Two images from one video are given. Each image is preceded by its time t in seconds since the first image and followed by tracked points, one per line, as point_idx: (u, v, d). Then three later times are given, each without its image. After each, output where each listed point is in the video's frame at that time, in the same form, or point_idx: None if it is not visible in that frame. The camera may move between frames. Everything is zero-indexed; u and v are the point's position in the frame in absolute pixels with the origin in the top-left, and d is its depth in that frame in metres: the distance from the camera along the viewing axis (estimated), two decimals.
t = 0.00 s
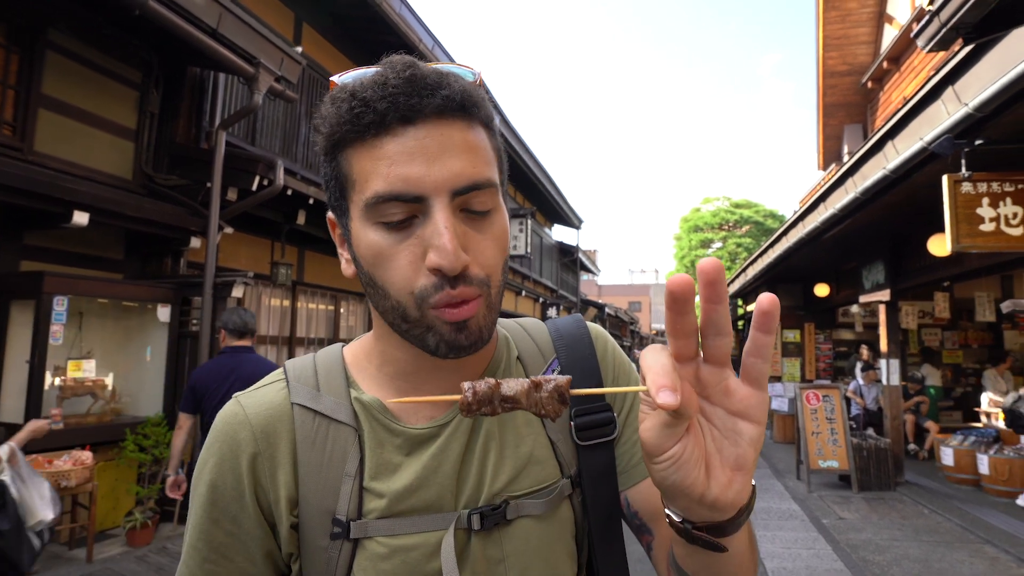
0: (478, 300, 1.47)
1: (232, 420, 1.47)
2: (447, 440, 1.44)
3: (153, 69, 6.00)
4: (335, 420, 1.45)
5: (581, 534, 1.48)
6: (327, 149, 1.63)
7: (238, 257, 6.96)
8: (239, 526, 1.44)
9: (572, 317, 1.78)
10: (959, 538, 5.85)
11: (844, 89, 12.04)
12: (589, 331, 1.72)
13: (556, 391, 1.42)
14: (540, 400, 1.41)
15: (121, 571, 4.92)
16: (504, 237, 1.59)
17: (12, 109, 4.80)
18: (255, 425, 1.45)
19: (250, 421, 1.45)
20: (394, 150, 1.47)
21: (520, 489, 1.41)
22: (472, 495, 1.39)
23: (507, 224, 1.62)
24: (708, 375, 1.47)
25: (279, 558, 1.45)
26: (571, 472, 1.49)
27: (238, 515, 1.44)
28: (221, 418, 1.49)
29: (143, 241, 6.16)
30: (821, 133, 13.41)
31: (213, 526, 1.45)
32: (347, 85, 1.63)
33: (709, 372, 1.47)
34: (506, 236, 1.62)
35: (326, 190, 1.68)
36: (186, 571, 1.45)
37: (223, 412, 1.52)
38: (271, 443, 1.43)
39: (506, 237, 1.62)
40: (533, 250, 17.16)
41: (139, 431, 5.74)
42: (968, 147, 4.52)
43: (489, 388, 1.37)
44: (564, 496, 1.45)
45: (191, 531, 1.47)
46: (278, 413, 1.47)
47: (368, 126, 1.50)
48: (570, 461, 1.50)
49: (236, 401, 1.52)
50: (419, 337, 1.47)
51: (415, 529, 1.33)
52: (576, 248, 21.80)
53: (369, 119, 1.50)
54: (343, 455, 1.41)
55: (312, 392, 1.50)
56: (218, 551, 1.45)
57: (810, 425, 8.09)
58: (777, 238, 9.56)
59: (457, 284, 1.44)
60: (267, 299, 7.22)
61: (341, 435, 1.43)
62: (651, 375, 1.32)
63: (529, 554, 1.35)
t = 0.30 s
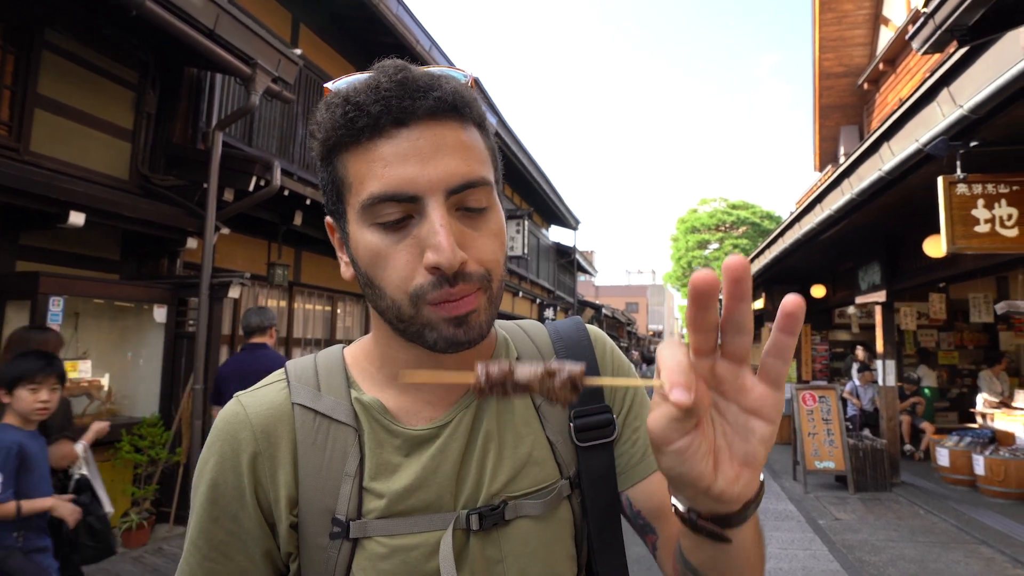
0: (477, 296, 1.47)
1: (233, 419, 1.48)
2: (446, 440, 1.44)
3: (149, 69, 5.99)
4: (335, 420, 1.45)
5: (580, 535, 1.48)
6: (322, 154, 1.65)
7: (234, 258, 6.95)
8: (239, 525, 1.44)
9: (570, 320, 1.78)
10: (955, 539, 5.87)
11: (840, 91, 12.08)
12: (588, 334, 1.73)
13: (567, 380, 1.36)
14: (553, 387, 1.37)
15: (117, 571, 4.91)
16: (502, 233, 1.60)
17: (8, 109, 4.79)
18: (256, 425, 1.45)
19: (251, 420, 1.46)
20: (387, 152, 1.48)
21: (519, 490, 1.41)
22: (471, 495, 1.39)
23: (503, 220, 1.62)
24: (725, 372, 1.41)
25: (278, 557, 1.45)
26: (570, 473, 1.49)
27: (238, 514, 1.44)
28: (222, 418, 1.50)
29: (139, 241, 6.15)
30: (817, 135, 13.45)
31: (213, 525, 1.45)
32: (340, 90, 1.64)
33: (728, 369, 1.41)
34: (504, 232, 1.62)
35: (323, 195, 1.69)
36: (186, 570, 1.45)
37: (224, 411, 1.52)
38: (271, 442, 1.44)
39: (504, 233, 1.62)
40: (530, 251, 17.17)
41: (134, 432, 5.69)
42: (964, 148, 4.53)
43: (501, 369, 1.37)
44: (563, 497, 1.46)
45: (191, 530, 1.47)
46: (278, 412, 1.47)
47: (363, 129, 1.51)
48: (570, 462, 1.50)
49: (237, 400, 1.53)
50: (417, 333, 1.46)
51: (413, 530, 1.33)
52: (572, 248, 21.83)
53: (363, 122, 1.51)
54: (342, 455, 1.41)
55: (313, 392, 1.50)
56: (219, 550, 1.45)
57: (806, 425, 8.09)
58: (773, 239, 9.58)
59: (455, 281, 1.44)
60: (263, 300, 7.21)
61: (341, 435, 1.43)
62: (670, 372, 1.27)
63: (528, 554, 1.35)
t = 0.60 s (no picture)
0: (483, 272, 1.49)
1: (231, 414, 1.48)
2: (444, 436, 1.45)
3: (147, 69, 5.98)
4: (333, 417, 1.46)
5: (578, 533, 1.48)
6: (327, 140, 1.66)
7: (233, 258, 6.95)
8: (236, 520, 1.44)
9: (570, 318, 1.79)
10: (951, 539, 5.88)
11: (838, 92, 12.10)
12: (589, 331, 1.73)
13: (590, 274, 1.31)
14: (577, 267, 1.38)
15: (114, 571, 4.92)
16: (502, 214, 1.64)
17: (5, 109, 4.79)
18: (254, 420, 1.45)
19: (249, 415, 1.46)
20: (396, 130, 1.51)
21: (517, 488, 1.41)
22: (469, 492, 1.39)
23: (502, 204, 1.67)
24: (755, 295, 1.31)
25: (276, 553, 1.45)
26: (568, 470, 1.49)
27: (235, 509, 1.44)
28: (220, 412, 1.50)
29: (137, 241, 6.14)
30: (815, 136, 13.47)
31: (211, 520, 1.44)
32: (344, 79, 1.67)
33: (760, 292, 1.31)
34: (504, 216, 1.67)
35: (325, 185, 1.70)
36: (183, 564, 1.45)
37: (222, 406, 1.52)
38: (269, 437, 1.44)
39: (503, 217, 1.67)
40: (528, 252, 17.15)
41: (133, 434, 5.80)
42: (961, 150, 4.54)
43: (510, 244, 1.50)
44: (562, 495, 1.46)
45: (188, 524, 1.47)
46: (277, 408, 1.47)
47: (371, 109, 1.54)
48: (569, 460, 1.50)
49: (236, 395, 1.53)
50: (425, 313, 1.46)
51: (410, 527, 1.33)
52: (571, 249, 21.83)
53: (372, 102, 1.54)
54: (340, 452, 1.41)
55: (311, 389, 1.50)
56: (216, 544, 1.44)
57: (804, 426, 8.11)
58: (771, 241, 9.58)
59: (462, 253, 1.45)
60: (261, 300, 7.21)
61: (339, 432, 1.43)
62: (691, 281, 1.20)
63: (525, 552, 1.35)
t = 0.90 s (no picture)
0: (480, 272, 1.50)
1: (228, 413, 1.48)
2: (442, 435, 1.45)
3: (146, 69, 5.98)
4: (331, 417, 1.46)
5: (575, 532, 1.48)
6: (325, 141, 1.66)
7: (232, 258, 6.95)
8: (234, 521, 1.45)
9: (568, 316, 1.79)
10: (950, 538, 5.89)
11: (837, 92, 12.11)
12: (587, 329, 1.74)
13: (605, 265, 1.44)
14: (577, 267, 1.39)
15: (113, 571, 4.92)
16: (499, 214, 1.65)
17: (4, 109, 4.79)
18: (251, 420, 1.46)
19: (246, 415, 1.46)
20: (394, 130, 1.51)
21: (515, 486, 1.42)
22: (467, 491, 1.40)
23: (499, 204, 1.67)
24: (757, 278, 1.33)
25: (274, 552, 1.45)
26: (566, 468, 1.49)
27: (233, 510, 1.44)
28: (218, 411, 1.50)
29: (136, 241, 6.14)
30: (813, 136, 13.48)
31: (208, 520, 1.45)
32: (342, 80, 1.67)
33: (761, 275, 1.33)
34: (500, 216, 1.67)
35: (323, 184, 1.71)
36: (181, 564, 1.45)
37: (219, 406, 1.52)
38: (267, 437, 1.44)
39: (500, 216, 1.67)
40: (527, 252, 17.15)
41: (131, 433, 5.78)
42: (959, 149, 4.54)
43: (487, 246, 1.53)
44: (559, 493, 1.46)
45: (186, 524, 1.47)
46: (274, 407, 1.48)
47: (369, 109, 1.54)
48: (566, 459, 1.50)
49: (233, 394, 1.53)
50: (421, 312, 1.46)
51: (407, 526, 1.34)
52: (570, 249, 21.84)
53: (370, 103, 1.55)
54: (337, 452, 1.42)
55: (309, 389, 1.50)
56: (215, 545, 1.45)
57: (803, 425, 8.11)
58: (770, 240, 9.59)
59: (459, 251, 1.47)
60: (261, 299, 7.21)
61: (336, 432, 1.44)
62: (696, 264, 1.22)
63: (523, 551, 1.36)
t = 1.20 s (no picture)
0: (471, 279, 1.51)
1: (221, 422, 1.49)
2: (436, 440, 1.46)
3: (145, 71, 6.00)
4: (324, 423, 1.47)
5: (571, 536, 1.49)
6: (315, 148, 1.67)
7: (231, 260, 6.96)
8: (230, 528, 1.45)
9: (563, 321, 1.82)
10: (949, 538, 5.90)
11: (835, 93, 12.13)
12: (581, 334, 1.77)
13: (631, 394, 1.43)
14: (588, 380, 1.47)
15: (112, 572, 4.92)
16: (489, 219, 1.66)
17: (4, 111, 4.80)
18: (246, 428, 1.47)
19: (240, 423, 1.47)
20: (384, 138, 1.52)
21: (510, 490, 1.43)
22: (462, 495, 1.41)
23: (490, 209, 1.68)
24: (803, 431, 1.26)
25: (270, 559, 1.46)
26: (560, 472, 1.50)
27: (228, 517, 1.45)
28: (210, 421, 1.51)
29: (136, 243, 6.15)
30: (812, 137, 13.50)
31: (204, 528, 1.45)
32: (332, 86, 1.68)
33: (808, 429, 1.26)
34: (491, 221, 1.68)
35: (313, 191, 1.71)
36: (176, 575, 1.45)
37: (213, 415, 1.53)
38: (261, 444, 1.45)
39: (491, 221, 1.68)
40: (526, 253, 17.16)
41: (130, 434, 5.76)
42: (956, 150, 4.55)
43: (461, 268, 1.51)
44: (554, 497, 1.47)
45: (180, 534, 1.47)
46: (268, 415, 1.49)
47: (359, 117, 1.55)
48: (560, 462, 1.51)
49: (226, 403, 1.54)
50: (414, 318, 1.47)
51: (404, 531, 1.34)
52: (569, 250, 21.85)
53: (360, 111, 1.56)
54: (332, 458, 1.43)
55: (302, 395, 1.51)
56: (211, 553, 1.46)
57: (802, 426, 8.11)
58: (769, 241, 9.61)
59: (453, 260, 1.47)
60: (260, 301, 7.22)
61: (331, 438, 1.45)
62: (742, 425, 1.12)
63: (519, 554, 1.37)
